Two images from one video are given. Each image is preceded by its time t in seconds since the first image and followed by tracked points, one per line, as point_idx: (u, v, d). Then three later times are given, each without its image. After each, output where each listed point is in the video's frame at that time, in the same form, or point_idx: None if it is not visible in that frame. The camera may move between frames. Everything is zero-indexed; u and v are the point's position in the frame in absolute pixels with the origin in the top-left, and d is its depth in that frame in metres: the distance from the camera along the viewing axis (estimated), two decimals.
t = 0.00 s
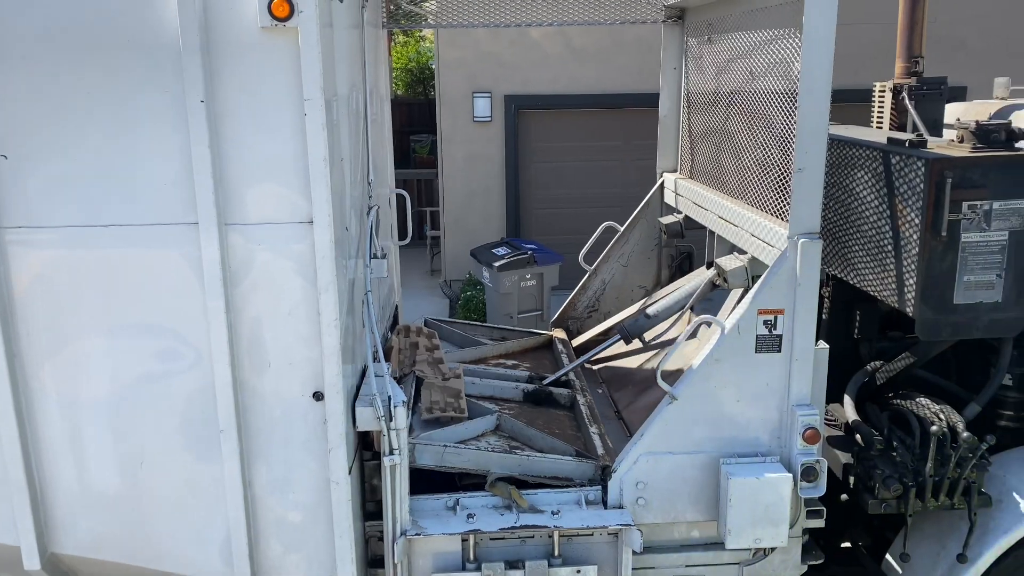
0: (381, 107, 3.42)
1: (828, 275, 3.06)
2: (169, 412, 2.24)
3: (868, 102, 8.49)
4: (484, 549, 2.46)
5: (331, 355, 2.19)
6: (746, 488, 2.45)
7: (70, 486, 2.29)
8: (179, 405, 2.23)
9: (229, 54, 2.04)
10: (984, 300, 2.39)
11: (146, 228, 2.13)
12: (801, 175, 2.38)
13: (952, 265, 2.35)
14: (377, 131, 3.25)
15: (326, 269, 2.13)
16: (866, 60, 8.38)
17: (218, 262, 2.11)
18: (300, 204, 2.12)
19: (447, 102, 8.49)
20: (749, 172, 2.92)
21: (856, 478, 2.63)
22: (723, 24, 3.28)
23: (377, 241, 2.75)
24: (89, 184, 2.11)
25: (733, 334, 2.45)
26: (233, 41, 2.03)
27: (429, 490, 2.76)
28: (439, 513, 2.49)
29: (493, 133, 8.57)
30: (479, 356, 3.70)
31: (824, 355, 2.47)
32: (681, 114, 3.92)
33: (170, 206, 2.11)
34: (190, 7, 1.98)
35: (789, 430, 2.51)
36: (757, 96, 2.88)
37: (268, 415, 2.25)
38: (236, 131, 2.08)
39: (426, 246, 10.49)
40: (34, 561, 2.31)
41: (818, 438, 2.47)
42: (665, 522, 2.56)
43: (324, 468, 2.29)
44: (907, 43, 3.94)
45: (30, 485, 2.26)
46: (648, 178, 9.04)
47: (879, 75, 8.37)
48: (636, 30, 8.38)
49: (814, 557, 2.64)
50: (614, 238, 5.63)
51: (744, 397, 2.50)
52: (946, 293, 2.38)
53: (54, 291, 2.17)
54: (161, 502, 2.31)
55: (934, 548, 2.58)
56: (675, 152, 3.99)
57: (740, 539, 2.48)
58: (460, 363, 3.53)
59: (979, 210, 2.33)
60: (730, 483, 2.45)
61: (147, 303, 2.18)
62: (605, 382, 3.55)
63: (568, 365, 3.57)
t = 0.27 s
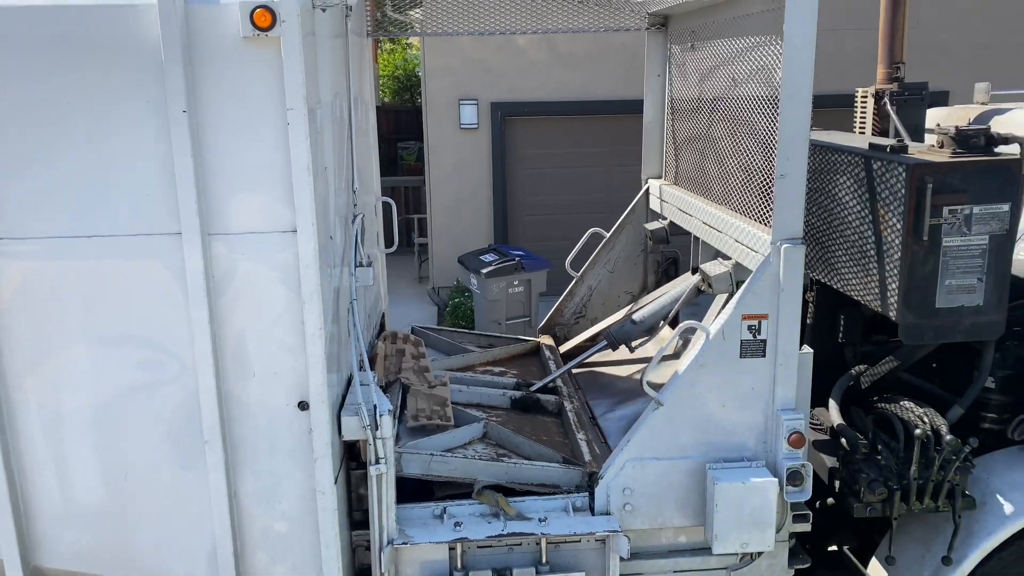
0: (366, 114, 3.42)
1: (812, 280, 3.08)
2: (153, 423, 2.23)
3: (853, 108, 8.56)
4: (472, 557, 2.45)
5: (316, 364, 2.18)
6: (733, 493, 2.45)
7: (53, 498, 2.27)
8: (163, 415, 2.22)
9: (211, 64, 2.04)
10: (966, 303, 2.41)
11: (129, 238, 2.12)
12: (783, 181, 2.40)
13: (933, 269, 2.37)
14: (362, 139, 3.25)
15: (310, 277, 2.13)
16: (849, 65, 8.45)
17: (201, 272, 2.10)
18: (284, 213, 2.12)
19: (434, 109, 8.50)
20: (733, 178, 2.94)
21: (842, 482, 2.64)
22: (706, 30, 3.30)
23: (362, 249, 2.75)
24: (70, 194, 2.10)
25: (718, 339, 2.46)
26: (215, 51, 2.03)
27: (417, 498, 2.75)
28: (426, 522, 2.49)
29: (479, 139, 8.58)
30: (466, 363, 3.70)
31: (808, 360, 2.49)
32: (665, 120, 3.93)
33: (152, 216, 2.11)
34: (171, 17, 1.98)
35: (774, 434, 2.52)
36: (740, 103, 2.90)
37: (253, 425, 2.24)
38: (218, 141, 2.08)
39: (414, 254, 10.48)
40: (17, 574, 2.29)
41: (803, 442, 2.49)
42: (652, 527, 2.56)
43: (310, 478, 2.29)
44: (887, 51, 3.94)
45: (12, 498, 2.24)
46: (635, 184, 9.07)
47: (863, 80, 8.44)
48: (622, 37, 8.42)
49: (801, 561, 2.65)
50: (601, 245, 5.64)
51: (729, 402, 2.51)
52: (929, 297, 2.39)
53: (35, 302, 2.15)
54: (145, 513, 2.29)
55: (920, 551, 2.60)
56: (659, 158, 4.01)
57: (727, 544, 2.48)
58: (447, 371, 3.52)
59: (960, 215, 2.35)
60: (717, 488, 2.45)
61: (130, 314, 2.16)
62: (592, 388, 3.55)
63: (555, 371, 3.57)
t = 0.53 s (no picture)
0: (349, 125, 3.42)
1: (794, 288, 3.10)
2: (133, 438, 2.21)
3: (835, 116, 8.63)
4: (457, 568, 2.45)
5: (297, 377, 2.18)
6: (716, 502, 2.45)
7: (31, 516, 2.24)
8: (143, 430, 2.20)
9: (191, 76, 2.03)
10: (945, 310, 2.43)
11: (108, 252, 2.10)
12: (764, 191, 2.41)
13: (913, 276, 2.39)
14: (345, 150, 3.25)
15: (292, 290, 2.13)
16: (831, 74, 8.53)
17: (182, 285, 2.09)
18: (264, 226, 2.11)
19: (418, 119, 8.51)
20: (715, 188, 2.95)
21: (825, 489, 2.65)
22: (687, 41, 3.32)
23: (344, 261, 2.74)
24: (49, 208, 2.09)
25: (700, 348, 2.46)
26: (194, 63, 2.03)
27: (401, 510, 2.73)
28: (410, 534, 2.48)
29: (464, 149, 8.59)
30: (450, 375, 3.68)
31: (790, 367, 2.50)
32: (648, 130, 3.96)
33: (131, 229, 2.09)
34: (150, 30, 1.97)
35: (758, 442, 2.53)
36: (720, 113, 2.92)
37: (235, 438, 2.22)
38: (198, 153, 2.07)
39: (400, 264, 10.46)
40: None
41: (786, 450, 2.50)
42: (637, 537, 2.56)
43: (293, 491, 2.27)
44: (866, 59, 3.95)
45: None
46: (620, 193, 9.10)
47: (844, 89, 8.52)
48: (605, 47, 8.46)
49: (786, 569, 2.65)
50: (585, 254, 5.65)
51: (712, 410, 2.52)
52: (908, 304, 2.41)
53: (12, 317, 2.13)
54: (126, 529, 2.27)
55: (904, 557, 2.61)
56: (642, 168, 4.02)
57: (711, 553, 2.48)
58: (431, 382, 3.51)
59: (938, 222, 2.37)
60: (700, 496, 2.46)
61: (110, 328, 2.15)
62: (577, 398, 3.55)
63: (540, 381, 3.57)
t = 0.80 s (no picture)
0: (334, 140, 3.42)
1: (778, 301, 3.11)
2: (115, 456, 2.19)
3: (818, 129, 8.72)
4: None
5: (282, 393, 2.17)
6: (702, 515, 2.46)
7: (10, 536, 2.21)
8: (126, 448, 2.18)
9: (173, 92, 2.03)
10: (927, 322, 2.45)
11: (90, 269, 2.09)
12: (746, 204, 2.43)
13: (895, 288, 2.41)
14: (330, 165, 3.25)
15: (276, 305, 2.12)
16: (813, 88, 8.63)
17: (165, 302, 2.09)
18: (248, 242, 2.11)
19: (405, 133, 8.52)
20: (698, 201, 2.97)
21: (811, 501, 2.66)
22: (669, 56, 3.35)
23: (329, 276, 2.74)
24: (29, 225, 2.07)
25: (685, 361, 2.47)
26: (177, 79, 2.02)
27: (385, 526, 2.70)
28: (397, 551, 2.46)
29: (451, 163, 8.61)
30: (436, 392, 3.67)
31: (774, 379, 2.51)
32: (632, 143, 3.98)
33: (114, 246, 2.08)
34: (133, 47, 1.97)
35: (743, 455, 2.53)
36: (704, 126, 2.94)
37: (219, 456, 2.21)
38: (181, 170, 2.06)
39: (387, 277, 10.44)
40: None
41: (771, 462, 2.51)
42: (624, 551, 2.55)
43: (277, 508, 2.26)
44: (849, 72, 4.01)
45: None
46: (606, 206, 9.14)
47: (827, 102, 8.62)
48: (590, 61, 8.52)
49: None
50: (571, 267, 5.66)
51: (698, 423, 2.52)
52: (891, 316, 2.43)
53: None
54: (108, 549, 2.24)
55: (890, 568, 2.61)
56: (627, 181, 4.04)
57: (698, 566, 2.48)
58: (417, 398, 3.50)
59: (919, 235, 2.40)
60: (686, 509, 2.47)
61: (92, 346, 2.13)
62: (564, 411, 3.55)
63: (526, 395, 3.57)
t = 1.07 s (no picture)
0: (322, 159, 3.43)
1: (765, 318, 3.13)
2: (100, 478, 2.17)
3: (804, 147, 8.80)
4: None
5: (269, 414, 2.16)
6: (691, 534, 2.45)
7: None
8: (111, 470, 2.16)
9: (160, 112, 2.03)
10: (913, 339, 2.47)
11: (76, 290, 2.08)
12: (733, 223, 2.44)
13: (881, 306, 2.42)
14: (318, 184, 3.25)
15: (263, 326, 2.11)
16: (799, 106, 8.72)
17: (151, 323, 2.08)
18: (235, 262, 2.10)
19: (393, 151, 8.54)
20: (686, 220, 2.99)
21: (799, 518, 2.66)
22: (656, 75, 3.38)
23: (317, 295, 2.73)
24: (14, 246, 2.06)
25: (674, 379, 2.48)
26: (165, 100, 2.02)
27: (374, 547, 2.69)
28: (385, 572, 2.45)
29: (440, 181, 8.63)
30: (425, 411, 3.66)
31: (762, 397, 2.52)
32: (620, 162, 4.00)
33: (100, 266, 2.07)
34: (121, 68, 1.97)
35: (732, 473, 2.53)
36: (690, 145, 2.96)
37: (206, 477, 2.19)
38: (169, 190, 2.06)
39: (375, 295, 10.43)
40: None
41: (760, 479, 2.50)
42: (613, 570, 2.54)
43: (264, 530, 2.24)
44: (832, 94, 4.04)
45: None
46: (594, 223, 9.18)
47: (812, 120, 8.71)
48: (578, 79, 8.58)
49: None
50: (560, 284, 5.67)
51: (686, 441, 2.52)
52: (877, 333, 2.44)
53: None
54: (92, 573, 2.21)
55: None
56: (615, 199, 4.06)
57: None
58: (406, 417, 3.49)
59: (904, 253, 2.41)
60: (675, 528, 2.46)
61: (77, 367, 2.11)
62: (554, 429, 3.54)
63: (515, 414, 3.56)
